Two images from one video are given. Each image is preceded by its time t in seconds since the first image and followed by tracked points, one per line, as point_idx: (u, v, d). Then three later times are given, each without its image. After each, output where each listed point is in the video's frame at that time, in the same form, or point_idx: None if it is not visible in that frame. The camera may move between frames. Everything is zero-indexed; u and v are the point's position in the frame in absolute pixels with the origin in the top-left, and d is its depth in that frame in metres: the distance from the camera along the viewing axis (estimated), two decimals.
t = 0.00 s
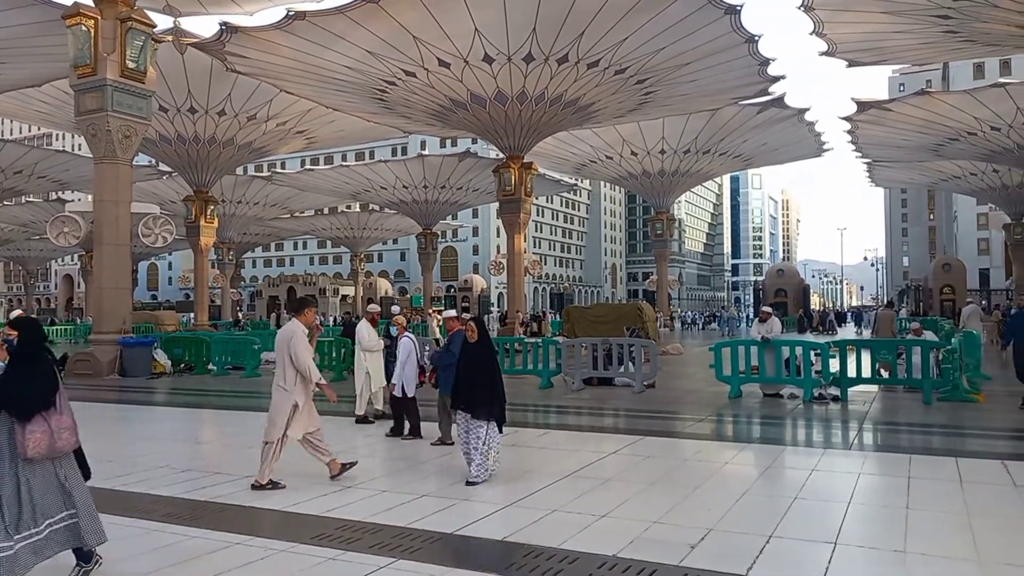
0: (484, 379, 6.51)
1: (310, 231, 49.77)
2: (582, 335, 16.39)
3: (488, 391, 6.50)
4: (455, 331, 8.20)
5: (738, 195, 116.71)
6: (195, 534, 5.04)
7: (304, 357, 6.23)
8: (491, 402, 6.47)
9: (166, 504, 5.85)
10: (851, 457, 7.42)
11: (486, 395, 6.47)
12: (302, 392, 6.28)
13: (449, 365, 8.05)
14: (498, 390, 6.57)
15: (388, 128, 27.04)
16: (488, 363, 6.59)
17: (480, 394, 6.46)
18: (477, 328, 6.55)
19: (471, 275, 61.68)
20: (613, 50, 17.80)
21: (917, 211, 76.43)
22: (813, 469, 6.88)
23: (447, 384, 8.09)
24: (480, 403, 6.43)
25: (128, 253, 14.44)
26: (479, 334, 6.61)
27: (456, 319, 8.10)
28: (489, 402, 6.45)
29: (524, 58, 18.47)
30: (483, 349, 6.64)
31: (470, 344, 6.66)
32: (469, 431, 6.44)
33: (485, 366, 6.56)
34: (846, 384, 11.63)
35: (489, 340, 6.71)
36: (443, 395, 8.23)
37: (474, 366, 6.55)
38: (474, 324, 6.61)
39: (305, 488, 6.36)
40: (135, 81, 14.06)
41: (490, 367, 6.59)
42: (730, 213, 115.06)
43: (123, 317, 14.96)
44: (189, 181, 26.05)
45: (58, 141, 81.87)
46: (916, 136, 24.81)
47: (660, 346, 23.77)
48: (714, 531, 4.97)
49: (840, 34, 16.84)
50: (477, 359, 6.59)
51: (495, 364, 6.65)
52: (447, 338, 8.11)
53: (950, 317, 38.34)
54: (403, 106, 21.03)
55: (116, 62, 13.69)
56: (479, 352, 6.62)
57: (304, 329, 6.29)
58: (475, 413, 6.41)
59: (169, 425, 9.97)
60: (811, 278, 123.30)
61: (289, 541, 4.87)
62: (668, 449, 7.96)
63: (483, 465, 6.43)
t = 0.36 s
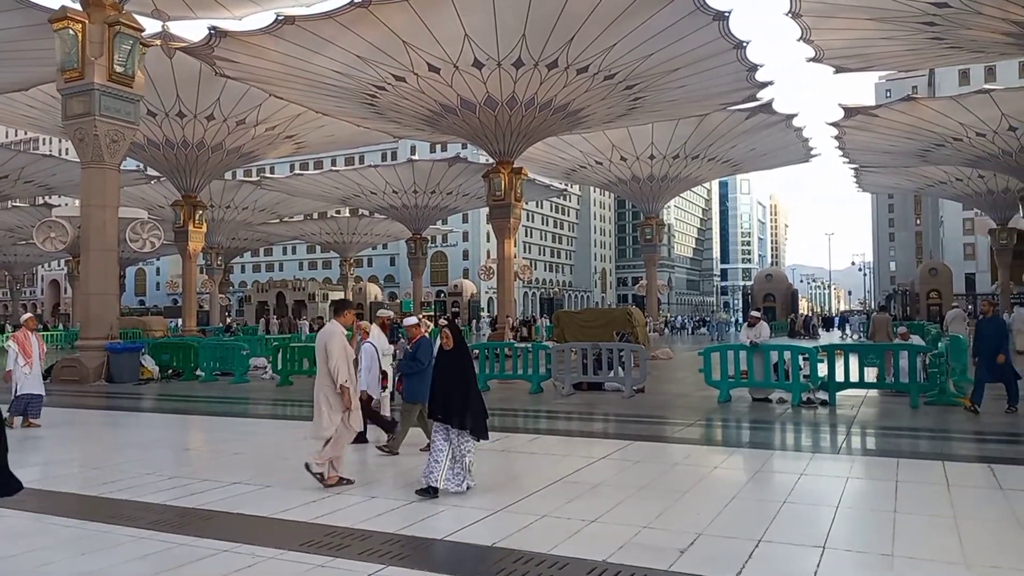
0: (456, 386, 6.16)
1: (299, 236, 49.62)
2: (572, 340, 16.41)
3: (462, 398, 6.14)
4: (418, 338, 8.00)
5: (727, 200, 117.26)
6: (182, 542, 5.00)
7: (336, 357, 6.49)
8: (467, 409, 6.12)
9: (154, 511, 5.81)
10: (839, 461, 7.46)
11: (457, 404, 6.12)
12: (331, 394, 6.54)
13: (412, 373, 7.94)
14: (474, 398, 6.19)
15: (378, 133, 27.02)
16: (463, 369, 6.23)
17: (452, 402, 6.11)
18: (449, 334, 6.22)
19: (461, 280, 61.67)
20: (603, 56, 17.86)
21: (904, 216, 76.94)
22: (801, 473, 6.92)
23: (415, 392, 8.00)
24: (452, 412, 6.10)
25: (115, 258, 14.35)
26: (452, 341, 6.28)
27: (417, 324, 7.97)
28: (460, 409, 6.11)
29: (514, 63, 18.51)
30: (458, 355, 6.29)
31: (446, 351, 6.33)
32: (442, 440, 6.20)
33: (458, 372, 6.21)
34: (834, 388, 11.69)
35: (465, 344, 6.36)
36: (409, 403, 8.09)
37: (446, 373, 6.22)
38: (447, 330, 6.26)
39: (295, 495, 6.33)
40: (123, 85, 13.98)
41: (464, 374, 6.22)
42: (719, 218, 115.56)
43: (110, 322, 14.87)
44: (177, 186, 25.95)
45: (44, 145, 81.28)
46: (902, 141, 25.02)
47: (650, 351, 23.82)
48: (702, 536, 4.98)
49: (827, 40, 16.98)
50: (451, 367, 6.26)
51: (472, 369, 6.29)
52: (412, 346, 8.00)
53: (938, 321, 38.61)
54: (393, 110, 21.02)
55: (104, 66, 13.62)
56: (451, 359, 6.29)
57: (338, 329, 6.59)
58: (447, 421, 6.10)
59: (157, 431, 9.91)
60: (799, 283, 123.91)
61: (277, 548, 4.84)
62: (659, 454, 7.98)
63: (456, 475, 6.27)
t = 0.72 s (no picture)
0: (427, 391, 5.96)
1: (289, 240, 49.48)
2: (562, 344, 16.41)
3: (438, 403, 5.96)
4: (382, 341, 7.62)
5: (716, 206, 117.93)
6: (169, 548, 4.97)
7: (366, 364, 6.66)
8: (443, 414, 5.98)
9: (140, 517, 5.77)
10: (826, 465, 7.50)
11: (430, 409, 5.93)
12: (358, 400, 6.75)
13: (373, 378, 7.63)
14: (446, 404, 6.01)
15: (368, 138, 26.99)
16: (436, 373, 6.03)
17: (430, 408, 5.92)
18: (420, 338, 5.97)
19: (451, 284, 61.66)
20: (592, 62, 17.93)
21: (892, 222, 77.52)
22: (790, 477, 6.95)
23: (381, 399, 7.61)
24: (429, 418, 5.91)
25: (102, 262, 14.24)
26: (423, 344, 6.02)
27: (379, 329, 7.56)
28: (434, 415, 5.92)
29: (504, 69, 18.55)
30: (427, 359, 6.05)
31: (414, 355, 6.04)
32: (415, 447, 5.94)
33: (431, 376, 6.00)
34: (822, 393, 11.74)
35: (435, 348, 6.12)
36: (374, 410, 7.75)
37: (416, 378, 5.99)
38: (418, 334, 5.99)
39: (284, 500, 6.31)
40: (112, 88, 13.90)
41: (436, 377, 6.02)
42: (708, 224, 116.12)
43: (97, 327, 14.76)
44: (165, 190, 25.84)
45: (31, 149, 80.76)
46: (889, 148, 25.23)
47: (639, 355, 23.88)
48: (692, 541, 4.99)
49: (815, 47, 17.11)
50: (421, 372, 6.00)
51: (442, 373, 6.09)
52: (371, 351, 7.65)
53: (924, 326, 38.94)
54: (383, 115, 21.01)
55: (92, 69, 13.54)
56: (421, 363, 6.03)
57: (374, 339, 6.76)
58: (423, 428, 5.89)
59: (144, 436, 9.85)
60: (788, 288, 124.64)
61: (265, 554, 4.81)
62: (648, 458, 8.00)
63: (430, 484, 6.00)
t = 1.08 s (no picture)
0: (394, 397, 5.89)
1: (277, 244, 49.26)
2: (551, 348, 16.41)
3: (410, 408, 5.90)
4: (335, 348, 8.07)
5: (704, 210, 118.55)
6: (155, 554, 4.93)
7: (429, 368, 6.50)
8: (410, 421, 5.85)
9: (125, 523, 5.72)
10: (814, 468, 7.53)
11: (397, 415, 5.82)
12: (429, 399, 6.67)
13: (326, 382, 7.93)
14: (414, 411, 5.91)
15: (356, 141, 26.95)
16: (407, 379, 5.98)
17: (399, 412, 5.82)
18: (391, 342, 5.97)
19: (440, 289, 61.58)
20: (581, 66, 17.98)
21: (878, 226, 78.12)
22: (778, 480, 6.97)
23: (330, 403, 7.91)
24: (403, 420, 5.82)
25: (88, 265, 14.10)
26: (395, 349, 6.02)
27: (336, 334, 8.06)
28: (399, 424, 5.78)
29: (493, 73, 18.56)
30: (399, 366, 6.01)
31: (386, 359, 6.04)
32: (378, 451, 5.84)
33: (399, 383, 5.94)
34: (809, 396, 11.80)
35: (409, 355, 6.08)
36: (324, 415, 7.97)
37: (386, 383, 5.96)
38: (389, 338, 6.05)
39: (271, 505, 6.27)
40: (98, 91, 13.81)
41: (405, 383, 5.96)
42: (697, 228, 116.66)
43: (83, 331, 14.63)
44: (152, 194, 25.69)
45: (16, 152, 80.14)
46: (875, 153, 25.43)
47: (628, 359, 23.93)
48: (680, 544, 4.99)
49: (802, 53, 17.24)
50: (391, 377, 5.97)
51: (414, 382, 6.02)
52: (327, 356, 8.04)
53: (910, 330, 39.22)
54: (372, 119, 20.98)
55: (78, 71, 13.46)
56: (393, 368, 6.00)
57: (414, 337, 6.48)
58: (390, 434, 5.73)
59: (130, 441, 9.77)
60: (776, 292, 125.29)
61: (252, 560, 4.78)
62: (637, 462, 8.00)
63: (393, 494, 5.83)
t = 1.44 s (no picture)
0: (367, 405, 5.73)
1: (269, 247, 49.13)
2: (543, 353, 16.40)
3: (382, 416, 5.72)
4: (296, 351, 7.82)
5: (697, 215, 118.95)
6: (145, 559, 4.90)
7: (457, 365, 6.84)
8: (383, 429, 5.69)
9: (115, 528, 5.68)
10: (805, 473, 7.55)
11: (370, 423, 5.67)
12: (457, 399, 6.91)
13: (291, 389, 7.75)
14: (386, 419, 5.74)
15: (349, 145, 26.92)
16: (380, 386, 5.81)
17: (373, 419, 5.67)
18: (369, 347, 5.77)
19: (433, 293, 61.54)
20: (574, 71, 18.04)
21: (869, 231, 78.48)
22: (769, 485, 6.99)
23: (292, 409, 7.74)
24: (367, 433, 5.61)
25: (79, 269, 14.01)
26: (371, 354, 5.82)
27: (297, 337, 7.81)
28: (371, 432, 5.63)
29: (486, 77, 18.59)
30: (373, 372, 5.82)
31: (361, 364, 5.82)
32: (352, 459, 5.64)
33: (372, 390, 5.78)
34: (800, 401, 11.81)
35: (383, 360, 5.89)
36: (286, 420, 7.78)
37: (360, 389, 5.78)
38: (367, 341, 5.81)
39: (261, 510, 6.24)
40: (90, 94, 13.75)
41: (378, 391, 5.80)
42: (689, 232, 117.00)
43: (73, 334, 14.55)
44: (144, 197, 25.62)
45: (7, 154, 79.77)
46: (866, 159, 25.56)
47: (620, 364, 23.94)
48: (672, 549, 4.99)
49: (793, 59, 17.33)
50: (364, 384, 5.79)
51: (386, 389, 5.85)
52: (289, 361, 7.80)
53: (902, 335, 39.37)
54: (365, 123, 20.96)
55: (69, 74, 13.41)
56: (367, 374, 5.81)
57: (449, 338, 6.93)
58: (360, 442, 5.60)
59: (120, 446, 9.71)
60: (768, 297, 125.67)
61: (243, 565, 4.75)
62: (629, 467, 8.00)
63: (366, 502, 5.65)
